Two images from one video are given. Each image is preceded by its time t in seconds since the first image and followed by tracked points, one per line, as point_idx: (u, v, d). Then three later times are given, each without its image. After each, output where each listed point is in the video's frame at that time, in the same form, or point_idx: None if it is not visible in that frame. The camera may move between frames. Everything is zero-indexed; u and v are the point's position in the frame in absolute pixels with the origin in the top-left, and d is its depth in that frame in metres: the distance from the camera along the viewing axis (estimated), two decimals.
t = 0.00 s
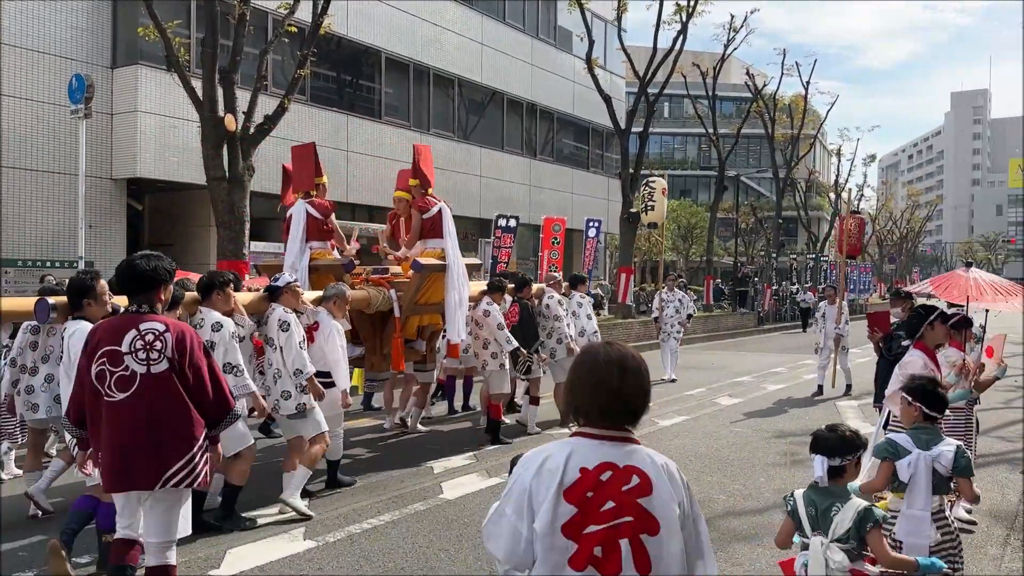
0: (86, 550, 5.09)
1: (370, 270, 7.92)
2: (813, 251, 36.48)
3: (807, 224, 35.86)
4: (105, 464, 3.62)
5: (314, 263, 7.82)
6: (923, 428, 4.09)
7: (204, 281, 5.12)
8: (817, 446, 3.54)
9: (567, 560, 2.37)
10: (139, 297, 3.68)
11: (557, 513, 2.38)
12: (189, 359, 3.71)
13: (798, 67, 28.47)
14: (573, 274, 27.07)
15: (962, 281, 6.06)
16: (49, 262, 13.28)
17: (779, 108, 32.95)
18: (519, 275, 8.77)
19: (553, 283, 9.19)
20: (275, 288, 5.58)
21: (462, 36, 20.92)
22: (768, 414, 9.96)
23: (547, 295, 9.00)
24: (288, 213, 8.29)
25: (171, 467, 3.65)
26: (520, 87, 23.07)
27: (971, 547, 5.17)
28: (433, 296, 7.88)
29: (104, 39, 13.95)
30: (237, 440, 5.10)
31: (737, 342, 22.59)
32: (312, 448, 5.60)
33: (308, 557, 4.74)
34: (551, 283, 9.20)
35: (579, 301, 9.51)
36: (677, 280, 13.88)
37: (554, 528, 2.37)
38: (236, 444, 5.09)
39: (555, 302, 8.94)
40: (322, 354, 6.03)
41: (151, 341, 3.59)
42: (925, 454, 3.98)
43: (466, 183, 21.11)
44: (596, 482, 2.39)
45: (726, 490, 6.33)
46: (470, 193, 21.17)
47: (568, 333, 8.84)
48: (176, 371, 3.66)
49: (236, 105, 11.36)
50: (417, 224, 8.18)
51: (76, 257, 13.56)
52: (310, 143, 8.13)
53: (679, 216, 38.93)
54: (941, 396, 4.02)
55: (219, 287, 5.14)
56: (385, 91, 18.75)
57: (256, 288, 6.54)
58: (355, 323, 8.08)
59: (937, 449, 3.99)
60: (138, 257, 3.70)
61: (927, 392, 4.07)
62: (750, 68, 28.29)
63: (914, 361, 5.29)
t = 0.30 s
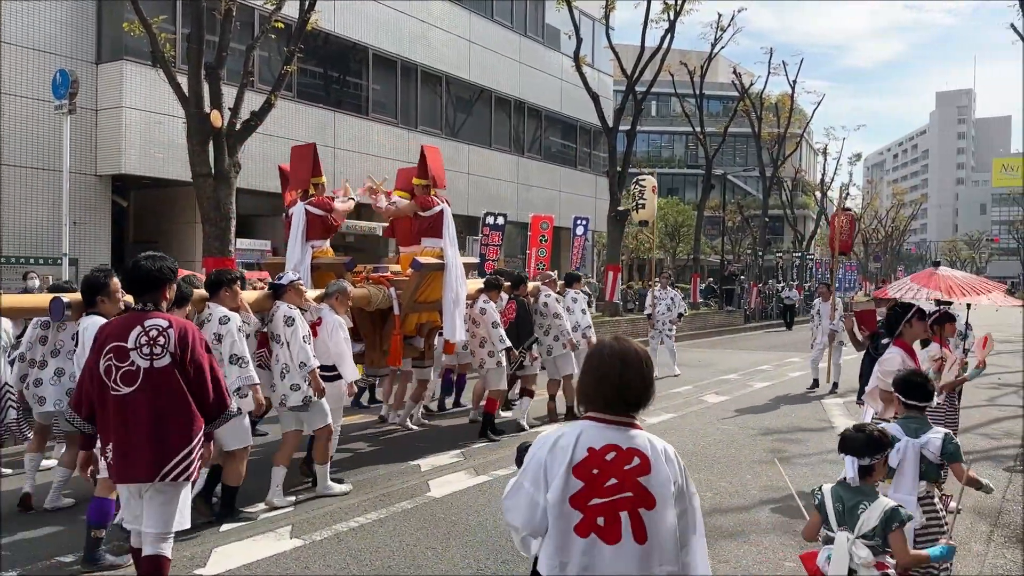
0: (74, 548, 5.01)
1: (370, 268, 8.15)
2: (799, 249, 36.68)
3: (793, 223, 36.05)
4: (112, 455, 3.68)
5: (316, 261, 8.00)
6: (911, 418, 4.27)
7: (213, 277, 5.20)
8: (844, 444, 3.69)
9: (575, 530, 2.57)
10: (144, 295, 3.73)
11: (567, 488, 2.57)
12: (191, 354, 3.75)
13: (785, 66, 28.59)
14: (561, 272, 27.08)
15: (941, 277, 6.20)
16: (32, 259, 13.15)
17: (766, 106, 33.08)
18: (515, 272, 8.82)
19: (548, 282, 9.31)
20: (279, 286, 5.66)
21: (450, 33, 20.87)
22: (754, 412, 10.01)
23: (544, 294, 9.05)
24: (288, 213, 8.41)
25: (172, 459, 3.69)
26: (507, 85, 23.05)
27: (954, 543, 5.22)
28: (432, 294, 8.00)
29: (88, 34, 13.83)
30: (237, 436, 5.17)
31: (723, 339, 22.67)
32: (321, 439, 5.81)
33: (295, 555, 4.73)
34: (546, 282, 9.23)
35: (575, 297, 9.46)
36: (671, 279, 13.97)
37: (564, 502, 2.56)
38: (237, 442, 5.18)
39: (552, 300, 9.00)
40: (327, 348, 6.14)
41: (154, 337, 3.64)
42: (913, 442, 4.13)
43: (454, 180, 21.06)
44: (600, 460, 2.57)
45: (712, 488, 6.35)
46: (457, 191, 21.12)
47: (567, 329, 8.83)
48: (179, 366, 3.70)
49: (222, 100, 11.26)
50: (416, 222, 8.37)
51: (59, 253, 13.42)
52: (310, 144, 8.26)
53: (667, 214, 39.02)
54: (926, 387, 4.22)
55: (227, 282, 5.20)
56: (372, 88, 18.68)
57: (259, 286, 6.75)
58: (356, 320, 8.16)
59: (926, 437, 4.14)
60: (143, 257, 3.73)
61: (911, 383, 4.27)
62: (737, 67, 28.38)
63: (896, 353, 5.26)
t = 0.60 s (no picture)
0: (64, 544, 4.95)
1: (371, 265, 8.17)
2: (787, 247, 36.86)
3: (781, 220, 36.22)
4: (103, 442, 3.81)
5: (318, 259, 8.01)
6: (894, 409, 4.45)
7: (220, 273, 5.25)
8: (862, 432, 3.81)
9: (563, 495, 2.69)
10: (134, 288, 3.83)
11: (559, 458, 2.69)
12: (178, 345, 3.82)
13: (773, 64, 28.71)
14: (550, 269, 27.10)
15: (918, 273, 6.32)
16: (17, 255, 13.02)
17: (755, 104, 33.18)
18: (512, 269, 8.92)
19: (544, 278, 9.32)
20: (283, 283, 5.77)
21: (439, 29, 20.82)
22: (741, 408, 10.06)
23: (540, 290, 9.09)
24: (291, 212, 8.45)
25: (160, 444, 3.80)
26: (496, 82, 23.02)
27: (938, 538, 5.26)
28: (432, 292, 8.04)
29: (74, 28, 13.71)
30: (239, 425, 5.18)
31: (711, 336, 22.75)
32: (318, 432, 5.82)
33: (282, 554, 4.71)
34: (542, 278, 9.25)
35: (570, 294, 9.66)
36: (665, 276, 14.06)
37: (555, 469, 2.69)
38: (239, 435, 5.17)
39: (546, 297, 9.02)
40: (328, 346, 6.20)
41: (140, 329, 3.74)
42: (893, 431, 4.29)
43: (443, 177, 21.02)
44: (591, 434, 2.70)
45: (699, 485, 6.38)
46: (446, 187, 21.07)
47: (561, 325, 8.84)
48: (166, 356, 3.80)
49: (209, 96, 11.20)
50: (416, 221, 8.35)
51: (44, 250, 13.30)
52: (314, 143, 8.28)
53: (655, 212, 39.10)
54: (905, 379, 4.40)
55: (234, 278, 5.27)
56: (361, 84, 18.61)
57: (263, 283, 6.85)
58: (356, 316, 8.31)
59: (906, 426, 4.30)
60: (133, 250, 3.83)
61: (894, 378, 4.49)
62: (726, 65, 28.44)
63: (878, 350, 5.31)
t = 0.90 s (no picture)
0: (52, 542, 4.89)
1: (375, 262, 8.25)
2: (776, 244, 37.00)
3: (770, 218, 36.36)
4: (101, 435, 3.85)
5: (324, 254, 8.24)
6: (890, 404, 4.59)
7: (235, 270, 5.45)
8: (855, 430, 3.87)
9: (547, 462, 2.91)
10: (136, 284, 3.93)
11: (540, 429, 2.93)
12: (178, 339, 3.94)
13: (763, 62, 28.77)
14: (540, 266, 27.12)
15: (908, 271, 6.37)
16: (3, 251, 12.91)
17: (744, 102, 33.27)
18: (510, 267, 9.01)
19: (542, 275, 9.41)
20: (292, 281, 5.89)
21: (429, 26, 20.79)
22: (731, 405, 10.13)
23: (538, 286, 9.25)
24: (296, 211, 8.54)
25: (160, 435, 3.91)
26: (486, 79, 23.00)
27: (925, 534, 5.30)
28: (432, 288, 8.32)
29: (61, 23, 13.61)
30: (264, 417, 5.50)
31: (700, 334, 22.83)
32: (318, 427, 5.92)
33: (270, 551, 4.69)
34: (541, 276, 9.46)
35: (567, 293, 10.11)
36: (660, 272, 14.17)
37: (537, 438, 2.92)
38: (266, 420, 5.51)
39: (544, 293, 9.20)
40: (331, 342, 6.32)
41: (143, 323, 3.83)
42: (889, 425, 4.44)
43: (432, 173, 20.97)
44: (569, 406, 2.93)
45: (688, 480, 6.41)
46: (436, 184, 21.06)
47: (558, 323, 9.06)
48: (168, 348, 3.91)
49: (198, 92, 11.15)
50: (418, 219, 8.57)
51: (31, 246, 13.20)
52: (321, 144, 8.39)
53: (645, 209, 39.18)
54: (901, 376, 4.56)
55: (249, 277, 5.49)
56: (351, 80, 18.56)
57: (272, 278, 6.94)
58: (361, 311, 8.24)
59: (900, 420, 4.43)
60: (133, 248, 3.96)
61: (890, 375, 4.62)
62: (716, 63, 28.49)
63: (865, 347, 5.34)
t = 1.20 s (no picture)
0: (42, 538, 4.87)
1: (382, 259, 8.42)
2: (767, 241, 37.09)
3: (762, 214, 36.43)
4: (115, 425, 4.00)
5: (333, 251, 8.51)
6: (903, 403, 4.57)
7: (253, 266, 5.74)
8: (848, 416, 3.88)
9: (555, 445, 3.11)
10: (152, 282, 4.06)
11: (550, 416, 3.14)
12: (193, 336, 4.09)
13: (755, 59, 28.78)
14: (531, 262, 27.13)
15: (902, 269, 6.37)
16: None
17: (736, 99, 33.30)
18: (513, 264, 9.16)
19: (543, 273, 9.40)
20: (303, 276, 6.22)
21: (421, 21, 20.73)
22: (722, 401, 10.18)
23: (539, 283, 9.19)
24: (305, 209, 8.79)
25: (173, 427, 4.06)
26: (478, 75, 22.95)
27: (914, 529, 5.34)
28: (438, 284, 8.54)
29: (50, 18, 13.51)
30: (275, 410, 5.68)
31: (691, 330, 22.88)
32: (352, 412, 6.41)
33: (261, 548, 4.68)
34: (541, 273, 9.38)
35: (568, 289, 10.09)
36: (653, 269, 14.22)
37: (546, 424, 3.14)
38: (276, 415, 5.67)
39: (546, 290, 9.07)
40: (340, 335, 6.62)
41: (160, 321, 3.98)
42: (900, 425, 4.45)
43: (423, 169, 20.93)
44: (577, 396, 3.13)
45: (679, 476, 6.45)
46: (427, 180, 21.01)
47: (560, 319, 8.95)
48: (183, 346, 4.06)
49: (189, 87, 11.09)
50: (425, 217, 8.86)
51: (19, 242, 13.10)
52: (332, 144, 8.73)
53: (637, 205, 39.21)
54: (911, 371, 4.52)
55: (265, 274, 5.78)
56: (342, 76, 18.50)
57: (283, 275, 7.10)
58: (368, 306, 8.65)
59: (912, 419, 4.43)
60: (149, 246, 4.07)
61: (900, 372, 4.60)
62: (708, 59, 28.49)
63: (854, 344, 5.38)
